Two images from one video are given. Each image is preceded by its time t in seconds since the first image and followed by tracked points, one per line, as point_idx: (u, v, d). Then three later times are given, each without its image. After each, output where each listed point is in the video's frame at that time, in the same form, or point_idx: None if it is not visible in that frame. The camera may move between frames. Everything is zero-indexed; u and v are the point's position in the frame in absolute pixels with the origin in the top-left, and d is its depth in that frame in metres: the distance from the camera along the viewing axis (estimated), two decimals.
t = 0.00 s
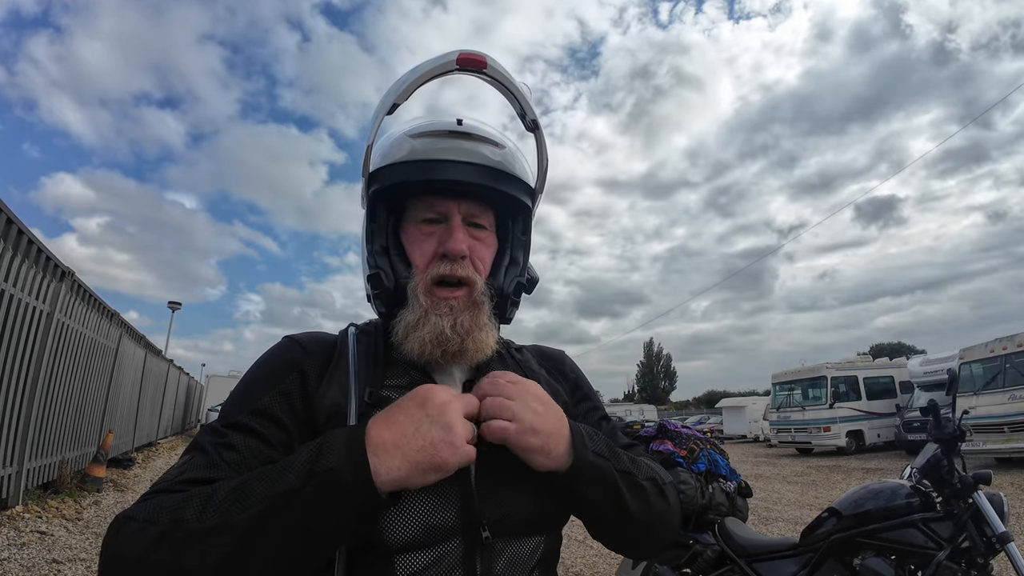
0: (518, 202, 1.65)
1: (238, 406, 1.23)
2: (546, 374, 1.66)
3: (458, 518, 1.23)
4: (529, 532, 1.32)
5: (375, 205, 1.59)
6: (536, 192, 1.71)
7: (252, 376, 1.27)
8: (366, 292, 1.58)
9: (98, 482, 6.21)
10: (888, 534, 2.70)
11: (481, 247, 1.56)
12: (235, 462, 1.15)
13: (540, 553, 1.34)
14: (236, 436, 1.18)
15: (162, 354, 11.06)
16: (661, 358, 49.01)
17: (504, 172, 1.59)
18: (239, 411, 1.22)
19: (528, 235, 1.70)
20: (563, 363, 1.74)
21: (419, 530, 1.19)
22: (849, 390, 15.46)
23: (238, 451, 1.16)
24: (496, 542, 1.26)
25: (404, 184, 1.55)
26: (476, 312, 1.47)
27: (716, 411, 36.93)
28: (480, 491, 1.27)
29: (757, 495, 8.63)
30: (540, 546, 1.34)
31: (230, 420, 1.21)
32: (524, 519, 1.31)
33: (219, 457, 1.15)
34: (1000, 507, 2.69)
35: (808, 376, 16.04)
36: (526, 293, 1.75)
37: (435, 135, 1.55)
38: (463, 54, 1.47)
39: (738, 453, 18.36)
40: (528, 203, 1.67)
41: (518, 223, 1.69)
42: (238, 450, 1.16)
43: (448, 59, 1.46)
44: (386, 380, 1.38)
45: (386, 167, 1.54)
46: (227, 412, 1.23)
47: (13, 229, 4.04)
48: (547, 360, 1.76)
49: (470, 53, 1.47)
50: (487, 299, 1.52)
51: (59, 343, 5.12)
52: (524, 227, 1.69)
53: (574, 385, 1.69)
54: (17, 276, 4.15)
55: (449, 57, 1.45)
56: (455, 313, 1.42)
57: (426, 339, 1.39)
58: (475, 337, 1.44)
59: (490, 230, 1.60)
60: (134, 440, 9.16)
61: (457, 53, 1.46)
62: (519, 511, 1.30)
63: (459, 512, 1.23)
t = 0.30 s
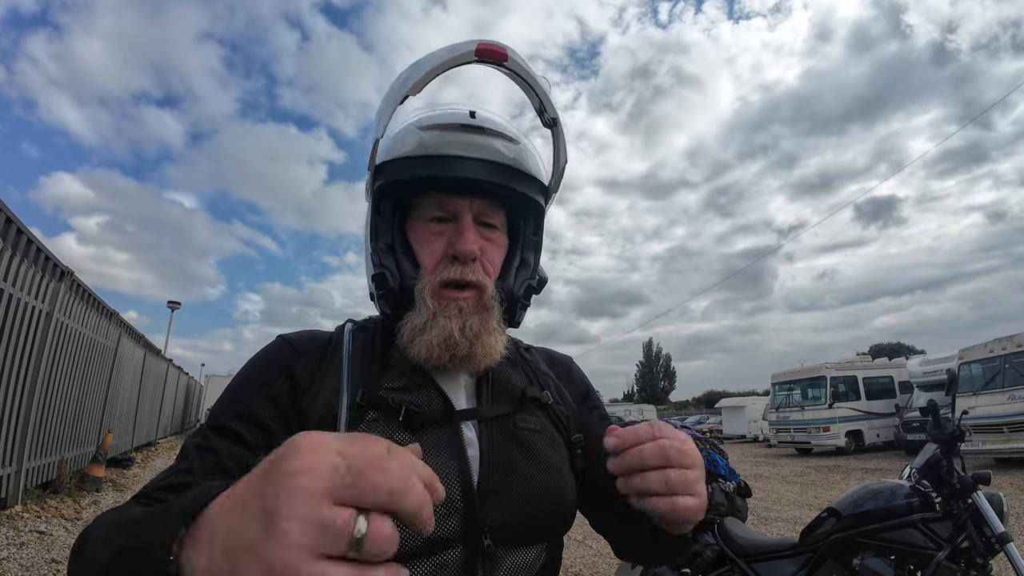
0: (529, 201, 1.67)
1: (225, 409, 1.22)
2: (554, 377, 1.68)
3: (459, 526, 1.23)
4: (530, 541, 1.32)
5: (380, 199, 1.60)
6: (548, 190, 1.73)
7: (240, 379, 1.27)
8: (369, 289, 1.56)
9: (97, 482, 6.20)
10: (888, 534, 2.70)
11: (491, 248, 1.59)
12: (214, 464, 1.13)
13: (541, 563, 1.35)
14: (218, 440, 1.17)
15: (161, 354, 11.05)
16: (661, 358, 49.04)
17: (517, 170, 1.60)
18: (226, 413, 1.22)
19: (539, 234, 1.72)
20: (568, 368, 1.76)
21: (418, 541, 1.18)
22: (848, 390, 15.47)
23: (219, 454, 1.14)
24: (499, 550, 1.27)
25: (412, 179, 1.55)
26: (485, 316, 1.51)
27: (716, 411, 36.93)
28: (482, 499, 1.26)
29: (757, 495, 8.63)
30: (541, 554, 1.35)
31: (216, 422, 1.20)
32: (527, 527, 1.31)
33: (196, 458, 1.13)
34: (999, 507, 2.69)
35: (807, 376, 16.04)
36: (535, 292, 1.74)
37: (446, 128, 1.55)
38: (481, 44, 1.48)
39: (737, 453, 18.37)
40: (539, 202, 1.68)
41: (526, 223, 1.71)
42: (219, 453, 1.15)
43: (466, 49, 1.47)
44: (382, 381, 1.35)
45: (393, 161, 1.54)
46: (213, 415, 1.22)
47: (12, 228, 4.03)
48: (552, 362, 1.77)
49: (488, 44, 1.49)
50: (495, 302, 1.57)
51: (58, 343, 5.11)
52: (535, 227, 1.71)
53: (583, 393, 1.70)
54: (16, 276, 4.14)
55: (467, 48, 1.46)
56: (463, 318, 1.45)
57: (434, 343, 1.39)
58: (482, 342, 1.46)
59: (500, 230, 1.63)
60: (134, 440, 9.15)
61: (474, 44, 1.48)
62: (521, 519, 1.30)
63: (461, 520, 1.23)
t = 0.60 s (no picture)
0: (559, 204, 1.68)
1: (234, 379, 1.21)
2: (562, 377, 1.67)
3: (463, 535, 1.23)
4: (533, 551, 1.32)
5: (403, 193, 1.55)
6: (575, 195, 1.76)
7: (249, 354, 1.26)
8: (387, 287, 1.52)
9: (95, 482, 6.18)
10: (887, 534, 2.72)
11: (519, 253, 1.58)
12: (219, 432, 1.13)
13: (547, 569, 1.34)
14: (224, 408, 1.17)
15: (161, 353, 11.04)
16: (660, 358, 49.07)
17: (554, 175, 1.61)
18: (236, 384, 1.21)
19: (561, 236, 1.76)
20: (577, 356, 1.78)
21: (421, 548, 1.18)
22: (847, 390, 15.48)
23: (225, 423, 1.14)
24: (503, 559, 1.27)
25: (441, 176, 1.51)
26: (513, 326, 1.51)
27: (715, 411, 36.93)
28: (488, 508, 1.27)
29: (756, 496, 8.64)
30: (546, 562, 1.35)
31: (224, 392, 1.19)
32: (532, 535, 1.31)
33: (202, 424, 1.13)
34: (998, 508, 2.68)
35: (806, 377, 16.05)
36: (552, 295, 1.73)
37: (488, 126, 1.54)
38: (557, 48, 1.50)
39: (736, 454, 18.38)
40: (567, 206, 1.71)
41: (549, 225, 1.74)
42: (225, 422, 1.15)
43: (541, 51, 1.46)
44: (390, 383, 1.34)
45: (426, 156, 1.49)
46: (221, 384, 1.21)
47: (12, 227, 4.02)
48: (564, 359, 1.76)
49: (566, 50, 1.53)
50: (522, 310, 1.58)
51: (57, 342, 5.10)
52: (559, 229, 1.75)
53: (597, 379, 1.71)
54: (16, 275, 4.13)
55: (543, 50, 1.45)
56: (490, 330, 1.45)
57: (462, 352, 1.39)
58: (509, 353, 1.45)
59: (527, 235, 1.63)
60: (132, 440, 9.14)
61: (550, 45, 1.48)
62: (526, 528, 1.30)
63: (466, 528, 1.23)
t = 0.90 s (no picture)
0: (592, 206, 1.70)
1: (253, 359, 1.19)
2: (577, 376, 1.67)
3: (477, 548, 1.24)
4: (546, 562, 1.34)
5: (436, 184, 1.53)
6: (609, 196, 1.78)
7: (269, 336, 1.24)
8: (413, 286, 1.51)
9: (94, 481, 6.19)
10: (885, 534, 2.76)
11: (551, 255, 1.62)
12: (237, 414, 1.10)
13: None
14: (243, 390, 1.14)
15: (160, 353, 11.04)
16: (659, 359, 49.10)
17: (594, 176, 1.63)
18: (254, 364, 1.18)
19: (593, 238, 1.79)
20: (590, 349, 1.80)
21: (434, 559, 1.19)
22: (846, 391, 15.49)
23: (243, 405, 1.12)
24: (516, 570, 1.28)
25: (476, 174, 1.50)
26: (544, 334, 1.53)
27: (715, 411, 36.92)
28: (504, 520, 1.28)
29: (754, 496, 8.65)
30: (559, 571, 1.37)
31: (243, 372, 1.16)
32: (546, 546, 1.33)
33: (220, 404, 1.10)
34: (995, 508, 2.71)
35: (805, 377, 16.07)
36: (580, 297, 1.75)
37: (535, 120, 1.54)
38: (632, 51, 1.50)
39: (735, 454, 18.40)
40: (599, 209, 1.74)
41: (586, 227, 1.77)
42: (244, 404, 1.12)
43: (614, 50, 1.44)
44: (408, 382, 1.35)
45: (467, 149, 1.47)
46: (240, 362, 1.19)
47: (11, 226, 4.02)
48: (577, 353, 1.78)
49: (642, 54, 1.53)
50: (553, 318, 1.60)
51: (57, 340, 5.10)
52: (590, 231, 1.78)
53: (613, 372, 1.73)
54: (15, 274, 4.13)
55: (616, 49, 1.43)
56: (523, 340, 1.46)
57: (494, 363, 1.40)
58: (539, 364, 1.46)
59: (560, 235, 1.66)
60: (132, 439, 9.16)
61: (625, 45, 1.47)
62: (540, 539, 1.31)
63: (480, 541, 1.24)
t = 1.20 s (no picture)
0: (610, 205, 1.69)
1: (246, 341, 1.17)
2: (583, 372, 1.66)
3: (482, 545, 1.21)
4: (551, 560, 1.32)
5: (451, 179, 1.52)
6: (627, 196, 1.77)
7: (265, 318, 1.23)
8: (422, 280, 1.49)
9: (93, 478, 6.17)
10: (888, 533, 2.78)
11: (566, 254, 1.61)
12: (227, 397, 1.09)
13: None
14: (233, 372, 1.12)
15: (159, 351, 11.03)
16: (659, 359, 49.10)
17: (614, 174, 1.62)
18: (248, 345, 1.17)
19: (608, 239, 1.78)
20: (597, 344, 1.80)
21: (439, 552, 1.17)
22: (846, 391, 15.49)
23: (234, 388, 1.10)
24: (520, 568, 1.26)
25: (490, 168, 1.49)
26: (556, 336, 1.52)
27: (713, 412, 36.98)
28: (510, 516, 1.26)
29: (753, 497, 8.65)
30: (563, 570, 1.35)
31: (236, 354, 1.15)
32: (552, 544, 1.31)
33: (209, 388, 1.08)
34: (998, 508, 2.70)
35: (805, 378, 16.07)
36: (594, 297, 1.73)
37: (559, 115, 1.52)
38: (667, 48, 1.48)
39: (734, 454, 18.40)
40: (615, 208, 1.73)
41: (599, 226, 1.76)
42: (234, 387, 1.10)
43: (649, 48, 1.42)
44: (411, 364, 1.34)
45: (487, 143, 1.45)
46: (232, 345, 1.17)
47: (10, 223, 3.99)
48: (583, 348, 1.78)
49: (678, 52, 1.52)
50: (566, 320, 1.58)
51: (55, 338, 5.08)
52: (605, 231, 1.77)
53: (618, 367, 1.72)
54: (13, 271, 4.11)
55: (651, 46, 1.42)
56: (537, 343, 1.44)
57: (505, 365, 1.38)
58: (552, 367, 1.44)
59: (575, 232, 1.65)
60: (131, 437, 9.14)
61: (662, 43, 1.46)
62: (545, 536, 1.30)
63: (485, 537, 1.22)
